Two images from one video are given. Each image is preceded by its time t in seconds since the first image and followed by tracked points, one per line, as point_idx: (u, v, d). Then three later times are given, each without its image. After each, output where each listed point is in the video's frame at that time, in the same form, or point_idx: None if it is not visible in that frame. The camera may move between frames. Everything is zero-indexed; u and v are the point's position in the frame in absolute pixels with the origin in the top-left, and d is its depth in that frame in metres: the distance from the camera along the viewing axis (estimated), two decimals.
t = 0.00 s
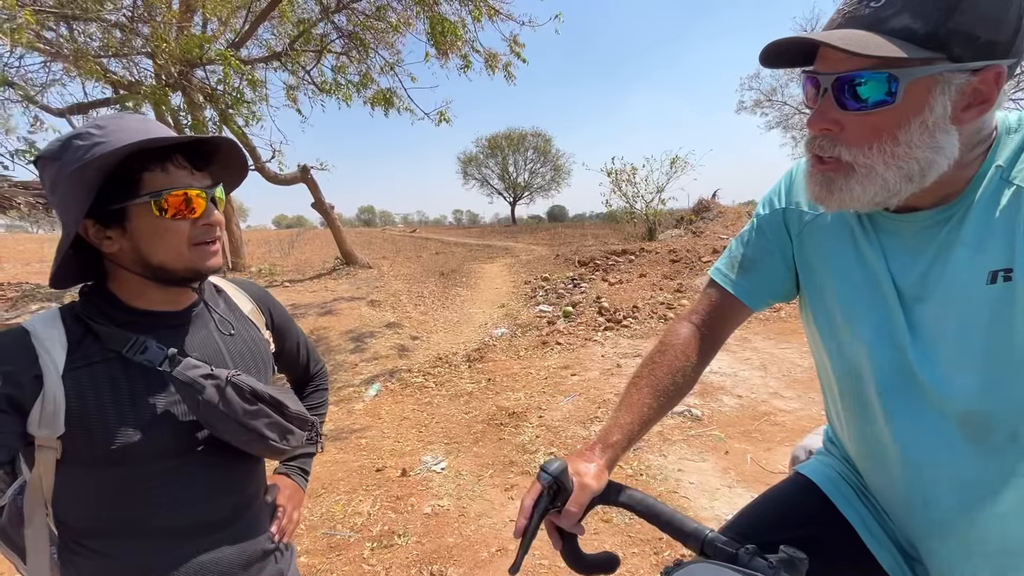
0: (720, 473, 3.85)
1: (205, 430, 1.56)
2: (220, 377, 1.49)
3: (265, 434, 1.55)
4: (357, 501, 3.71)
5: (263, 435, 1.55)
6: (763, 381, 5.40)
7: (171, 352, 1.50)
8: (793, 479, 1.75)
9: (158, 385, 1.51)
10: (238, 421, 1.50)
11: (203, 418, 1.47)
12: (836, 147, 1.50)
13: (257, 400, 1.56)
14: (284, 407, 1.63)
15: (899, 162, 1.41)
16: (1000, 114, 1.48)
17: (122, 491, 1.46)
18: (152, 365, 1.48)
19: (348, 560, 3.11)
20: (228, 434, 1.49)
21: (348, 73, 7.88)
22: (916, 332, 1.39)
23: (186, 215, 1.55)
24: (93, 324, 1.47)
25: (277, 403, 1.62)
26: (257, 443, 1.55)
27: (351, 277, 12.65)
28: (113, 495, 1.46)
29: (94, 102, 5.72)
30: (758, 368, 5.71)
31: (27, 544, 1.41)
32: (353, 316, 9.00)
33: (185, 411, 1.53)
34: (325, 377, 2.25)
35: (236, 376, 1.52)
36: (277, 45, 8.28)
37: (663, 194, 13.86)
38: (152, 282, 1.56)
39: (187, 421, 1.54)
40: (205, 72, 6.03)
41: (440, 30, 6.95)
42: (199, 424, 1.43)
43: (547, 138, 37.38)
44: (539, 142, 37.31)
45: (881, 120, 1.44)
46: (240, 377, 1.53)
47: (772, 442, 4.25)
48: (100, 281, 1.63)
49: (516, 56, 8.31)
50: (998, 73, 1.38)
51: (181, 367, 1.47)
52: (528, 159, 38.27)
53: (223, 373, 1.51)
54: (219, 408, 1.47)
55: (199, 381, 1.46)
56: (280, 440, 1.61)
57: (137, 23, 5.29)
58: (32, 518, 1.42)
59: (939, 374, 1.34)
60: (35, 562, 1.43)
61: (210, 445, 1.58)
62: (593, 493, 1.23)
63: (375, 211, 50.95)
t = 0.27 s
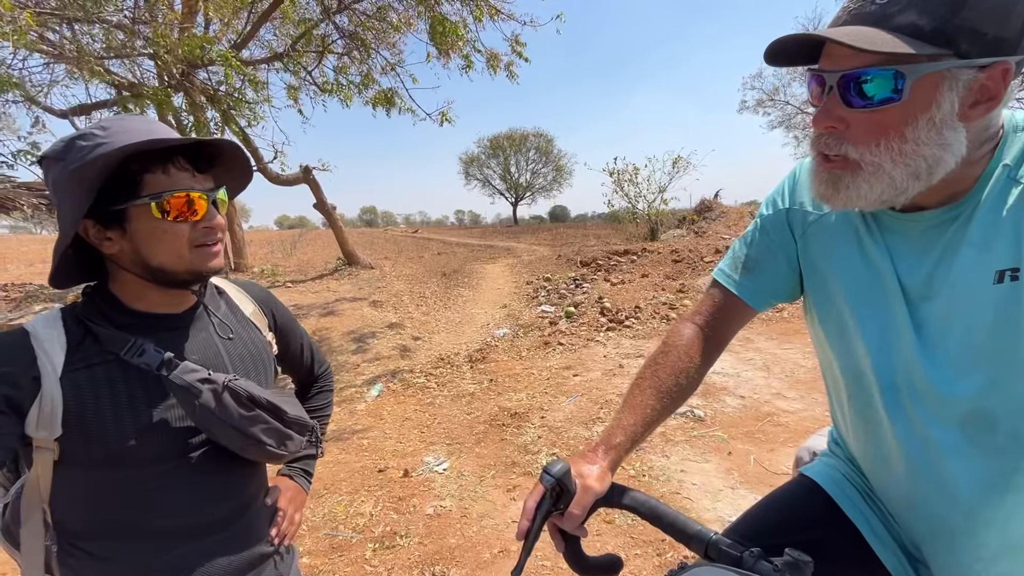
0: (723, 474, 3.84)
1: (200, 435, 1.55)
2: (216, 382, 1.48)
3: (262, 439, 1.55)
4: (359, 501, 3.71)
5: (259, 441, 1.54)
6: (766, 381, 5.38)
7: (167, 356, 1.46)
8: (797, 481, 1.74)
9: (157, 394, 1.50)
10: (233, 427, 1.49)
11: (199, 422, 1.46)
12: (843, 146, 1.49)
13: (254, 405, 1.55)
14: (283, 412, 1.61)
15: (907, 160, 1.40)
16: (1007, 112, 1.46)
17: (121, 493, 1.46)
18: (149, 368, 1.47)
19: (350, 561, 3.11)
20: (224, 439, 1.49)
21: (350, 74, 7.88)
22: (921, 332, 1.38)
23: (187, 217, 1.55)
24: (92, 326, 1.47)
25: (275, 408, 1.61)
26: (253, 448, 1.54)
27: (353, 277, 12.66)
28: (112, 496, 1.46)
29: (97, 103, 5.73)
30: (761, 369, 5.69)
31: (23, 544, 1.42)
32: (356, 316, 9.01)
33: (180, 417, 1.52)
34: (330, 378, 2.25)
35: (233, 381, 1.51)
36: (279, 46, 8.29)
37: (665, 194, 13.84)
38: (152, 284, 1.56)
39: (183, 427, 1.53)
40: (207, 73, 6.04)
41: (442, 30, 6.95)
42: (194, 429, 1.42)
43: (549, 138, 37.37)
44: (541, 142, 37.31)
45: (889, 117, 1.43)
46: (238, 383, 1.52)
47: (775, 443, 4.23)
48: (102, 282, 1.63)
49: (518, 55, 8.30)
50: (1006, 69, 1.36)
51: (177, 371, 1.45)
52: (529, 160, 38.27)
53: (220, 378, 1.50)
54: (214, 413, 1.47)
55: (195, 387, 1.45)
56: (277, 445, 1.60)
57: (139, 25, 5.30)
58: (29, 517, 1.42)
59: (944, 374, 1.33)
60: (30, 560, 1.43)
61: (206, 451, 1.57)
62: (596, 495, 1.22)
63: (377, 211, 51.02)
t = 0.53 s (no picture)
0: (725, 475, 3.83)
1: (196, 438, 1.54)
2: (214, 384, 1.48)
3: (260, 441, 1.55)
4: (360, 502, 3.71)
5: (258, 442, 1.54)
6: (768, 382, 5.37)
7: (164, 359, 1.47)
8: (798, 481, 1.73)
9: (153, 397, 1.49)
10: (231, 428, 1.49)
11: (197, 424, 1.46)
12: (851, 139, 1.49)
13: (252, 407, 1.55)
14: (282, 413, 1.61)
15: (914, 153, 1.39)
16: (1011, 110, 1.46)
17: (121, 494, 1.46)
18: (145, 370, 1.47)
19: (352, 561, 3.11)
20: (222, 441, 1.48)
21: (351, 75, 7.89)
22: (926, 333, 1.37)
23: (181, 219, 1.55)
24: (88, 329, 1.47)
25: (274, 408, 1.60)
26: (252, 449, 1.54)
27: (354, 278, 12.66)
28: (112, 498, 1.46)
29: (98, 104, 5.75)
30: (763, 369, 5.68)
31: (24, 544, 1.43)
32: (357, 317, 9.01)
33: (176, 419, 1.52)
34: (331, 377, 2.25)
35: (231, 384, 1.51)
36: (280, 47, 8.31)
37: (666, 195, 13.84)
38: (146, 286, 1.56)
39: (180, 430, 1.52)
40: (209, 74, 6.06)
41: (443, 31, 6.95)
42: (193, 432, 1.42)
43: (550, 138, 37.37)
44: (542, 142, 37.31)
45: (896, 110, 1.43)
46: (236, 384, 1.52)
47: (777, 444, 4.23)
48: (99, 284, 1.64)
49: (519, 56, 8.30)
50: (1012, 60, 1.35)
51: (174, 373, 1.45)
52: (530, 160, 38.27)
53: (217, 380, 1.50)
54: (212, 415, 1.46)
55: (193, 389, 1.45)
56: (277, 446, 1.60)
57: (141, 26, 5.31)
58: (31, 517, 1.43)
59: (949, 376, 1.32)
60: (32, 559, 1.45)
61: (204, 454, 1.56)
62: (598, 496, 1.21)
63: (378, 212, 51.05)
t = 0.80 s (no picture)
0: (725, 475, 3.84)
1: (199, 438, 1.55)
2: (216, 383, 1.48)
3: (263, 439, 1.56)
4: (361, 502, 3.72)
5: (260, 442, 1.55)
6: (768, 382, 5.38)
7: (166, 359, 1.47)
8: (798, 481, 1.74)
9: (155, 395, 1.51)
10: (233, 427, 1.50)
11: (199, 424, 1.46)
12: (846, 151, 1.50)
13: (255, 406, 1.56)
14: (283, 412, 1.62)
15: (909, 162, 1.41)
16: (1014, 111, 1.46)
17: (123, 495, 1.47)
18: (147, 370, 1.47)
19: (352, 561, 3.12)
20: (225, 440, 1.49)
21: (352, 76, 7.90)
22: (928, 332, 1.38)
23: (181, 218, 1.56)
24: (91, 329, 1.48)
25: (275, 407, 1.61)
26: (254, 448, 1.55)
27: (355, 278, 12.67)
28: (115, 498, 1.47)
29: (100, 105, 5.76)
30: (763, 370, 5.69)
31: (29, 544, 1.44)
32: (357, 318, 9.02)
33: (178, 419, 1.53)
34: (332, 377, 2.26)
35: (233, 383, 1.51)
36: (281, 48, 8.32)
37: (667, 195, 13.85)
38: (147, 286, 1.57)
39: (182, 429, 1.53)
40: (210, 75, 6.08)
41: (443, 32, 6.96)
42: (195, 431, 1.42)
43: (551, 139, 37.39)
44: (542, 143, 37.33)
45: (888, 122, 1.43)
46: (238, 384, 1.52)
47: (777, 444, 4.23)
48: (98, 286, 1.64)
49: (520, 57, 8.31)
50: (1006, 67, 1.35)
51: (176, 373, 1.45)
52: (531, 161, 38.30)
53: (220, 379, 1.50)
54: (214, 414, 1.47)
55: (195, 388, 1.45)
56: (279, 445, 1.61)
57: (142, 28, 5.33)
58: (35, 518, 1.44)
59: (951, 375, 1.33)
60: (36, 560, 1.46)
61: (207, 452, 1.58)
62: (597, 495, 1.22)
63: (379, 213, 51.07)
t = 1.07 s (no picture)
0: (726, 476, 3.84)
1: (203, 436, 1.56)
2: (219, 382, 1.49)
3: (265, 438, 1.56)
4: (361, 503, 3.72)
5: (262, 440, 1.55)
6: (769, 383, 5.38)
7: (169, 357, 1.49)
8: (798, 481, 1.74)
9: (158, 393, 1.51)
10: (236, 426, 1.50)
11: (202, 422, 1.47)
12: (849, 141, 1.50)
13: (257, 404, 1.56)
14: (284, 411, 1.63)
15: (912, 154, 1.40)
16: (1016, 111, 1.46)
17: (124, 494, 1.47)
18: (151, 369, 1.48)
19: (353, 562, 3.12)
20: (228, 438, 1.50)
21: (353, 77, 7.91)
22: (928, 331, 1.38)
23: (185, 219, 1.55)
24: (94, 329, 1.48)
25: (277, 406, 1.62)
26: (257, 447, 1.55)
27: (355, 279, 12.66)
28: (117, 497, 1.47)
29: (102, 107, 5.77)
30: (764, 371, 5.69)
31: (32, 544, 1.44)
32: (358, 319, 9.02)
33: (183, 417, 1.53)
34: (333, 377, 2.27)
35: (235, 381, 1.52)
36: (282, 49, 8.33)
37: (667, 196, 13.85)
38: (150, 286, 1.57)
39: (185, 427, 1.53)
40: (212, 76, 6.09)
41: (445, 33, 6.97)
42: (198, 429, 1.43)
43: (551, 140, 37.41)
44: (543, 144, 37.36)
45: (892, 113, 1.44)
46: (240, 382, 1.53)
47: (778, 445, 4.23)
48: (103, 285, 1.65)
49: (521, 58, 8.32)
50: (1011, 61, 1.35)
51: (180, 372, 1.46)
52: (532, 162, 38.32)
53: (223, 378, 1.51)
54: (218, 413, 1.47)
55: (198, 387, 1.45)
56: (281, 444, 1.61)
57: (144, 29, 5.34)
58: (38, 518, 1.45)
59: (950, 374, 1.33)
60: (40, 560, 1.46)
61: (210, 450, 1.58)
62: (598, 495, 1.22)
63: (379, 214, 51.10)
